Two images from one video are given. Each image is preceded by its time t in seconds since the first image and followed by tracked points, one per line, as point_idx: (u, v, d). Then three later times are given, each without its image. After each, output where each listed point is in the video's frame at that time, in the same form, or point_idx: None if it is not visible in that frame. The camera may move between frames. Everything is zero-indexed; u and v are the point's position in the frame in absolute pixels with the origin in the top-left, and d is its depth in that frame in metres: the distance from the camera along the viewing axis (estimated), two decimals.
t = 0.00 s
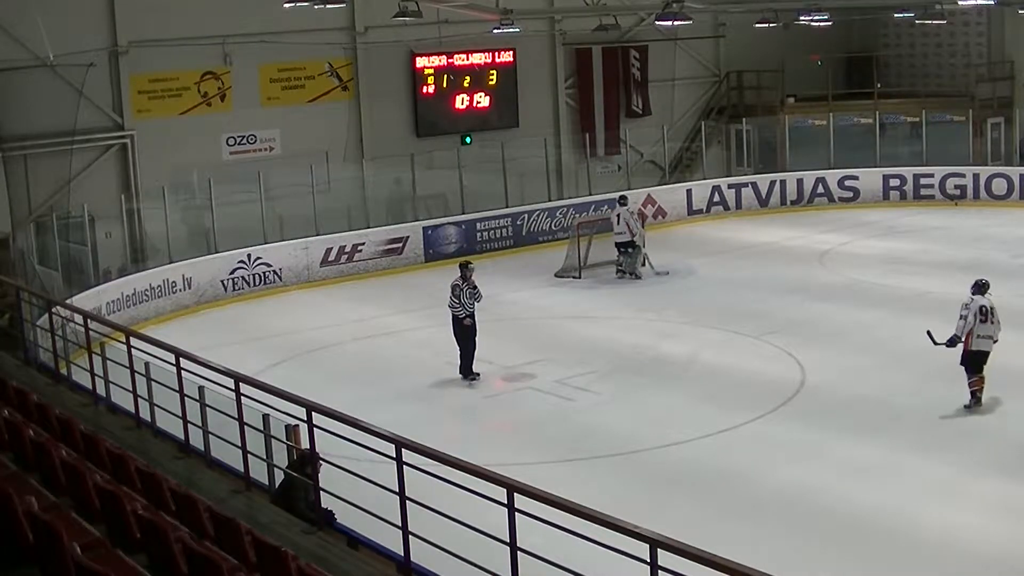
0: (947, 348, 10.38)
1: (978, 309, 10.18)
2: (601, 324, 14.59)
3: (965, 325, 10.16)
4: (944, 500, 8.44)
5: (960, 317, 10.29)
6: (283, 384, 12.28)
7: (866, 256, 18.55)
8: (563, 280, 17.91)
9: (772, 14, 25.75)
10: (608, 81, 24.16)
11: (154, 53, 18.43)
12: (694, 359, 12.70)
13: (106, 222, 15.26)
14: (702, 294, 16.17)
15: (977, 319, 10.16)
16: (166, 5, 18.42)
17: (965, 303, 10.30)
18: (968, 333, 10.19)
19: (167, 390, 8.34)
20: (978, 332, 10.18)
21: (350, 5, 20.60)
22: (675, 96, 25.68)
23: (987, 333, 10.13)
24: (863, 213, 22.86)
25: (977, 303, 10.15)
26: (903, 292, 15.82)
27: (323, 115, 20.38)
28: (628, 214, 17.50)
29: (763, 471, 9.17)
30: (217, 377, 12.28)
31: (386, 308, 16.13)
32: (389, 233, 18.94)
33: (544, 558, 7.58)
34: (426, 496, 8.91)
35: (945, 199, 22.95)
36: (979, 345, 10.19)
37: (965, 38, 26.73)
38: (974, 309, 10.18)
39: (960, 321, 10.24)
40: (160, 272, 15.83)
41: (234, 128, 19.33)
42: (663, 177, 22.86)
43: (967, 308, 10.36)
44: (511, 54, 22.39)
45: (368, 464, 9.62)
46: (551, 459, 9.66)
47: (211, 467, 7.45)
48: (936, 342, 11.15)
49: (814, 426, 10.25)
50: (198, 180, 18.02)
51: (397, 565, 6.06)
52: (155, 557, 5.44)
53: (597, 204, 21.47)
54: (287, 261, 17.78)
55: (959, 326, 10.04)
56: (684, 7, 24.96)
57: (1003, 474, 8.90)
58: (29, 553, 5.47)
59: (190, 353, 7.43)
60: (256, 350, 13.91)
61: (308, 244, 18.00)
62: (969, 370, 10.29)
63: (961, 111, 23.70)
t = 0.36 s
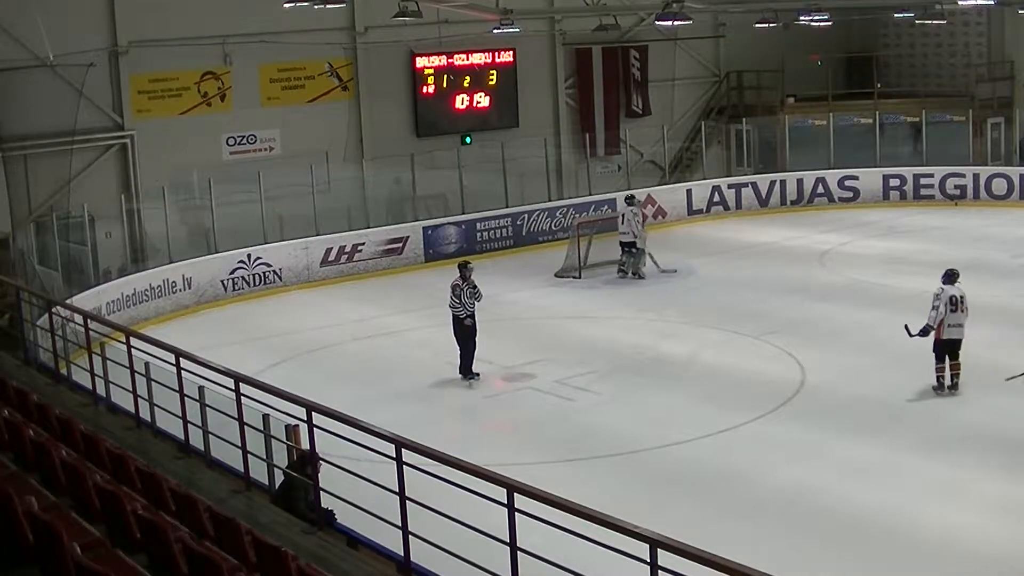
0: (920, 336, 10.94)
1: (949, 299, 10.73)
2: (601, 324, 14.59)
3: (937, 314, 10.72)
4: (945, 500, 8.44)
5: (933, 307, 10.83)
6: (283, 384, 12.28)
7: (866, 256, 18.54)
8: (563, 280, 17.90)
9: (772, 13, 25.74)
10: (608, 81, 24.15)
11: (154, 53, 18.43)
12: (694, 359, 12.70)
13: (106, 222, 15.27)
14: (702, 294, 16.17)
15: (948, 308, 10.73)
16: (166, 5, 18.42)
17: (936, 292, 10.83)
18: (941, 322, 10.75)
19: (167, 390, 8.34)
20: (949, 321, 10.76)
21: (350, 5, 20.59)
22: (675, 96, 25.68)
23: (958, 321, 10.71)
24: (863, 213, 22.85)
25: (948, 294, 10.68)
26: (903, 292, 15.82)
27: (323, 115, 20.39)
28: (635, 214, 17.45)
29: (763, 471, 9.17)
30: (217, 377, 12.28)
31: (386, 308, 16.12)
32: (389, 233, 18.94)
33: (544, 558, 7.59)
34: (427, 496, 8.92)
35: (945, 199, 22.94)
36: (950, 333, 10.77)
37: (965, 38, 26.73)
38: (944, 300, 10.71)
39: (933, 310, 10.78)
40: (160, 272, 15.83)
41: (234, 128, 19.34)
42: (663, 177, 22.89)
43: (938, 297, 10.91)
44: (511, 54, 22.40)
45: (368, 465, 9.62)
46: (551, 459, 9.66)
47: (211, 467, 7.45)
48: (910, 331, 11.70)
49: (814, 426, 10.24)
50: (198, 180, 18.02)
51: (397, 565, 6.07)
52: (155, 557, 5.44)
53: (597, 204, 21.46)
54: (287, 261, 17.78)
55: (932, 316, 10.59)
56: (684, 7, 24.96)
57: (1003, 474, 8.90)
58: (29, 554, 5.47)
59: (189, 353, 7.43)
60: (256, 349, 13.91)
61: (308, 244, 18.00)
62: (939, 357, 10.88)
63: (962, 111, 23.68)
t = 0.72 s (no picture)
0: (894, 328, 11.37)
1: (922, 291, 11.18)
2: (602, 324, 14.59)
3: (911, 307, 11.16)
4: (944, 500, 8.44)
5: (905, 300, 11.26)
6: (283, 384, 12.29)
7: (866, 256, 18.55)
8: (564, 280, 17.89)
9: (772, 13, 25.73)
10: (608, 81, 24.14)
11: (154, 53, 18.43)
12: (694, 359, 12.71)
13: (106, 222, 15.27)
14: (702, 294, 16.18)
15: (921, 300, 11.18)
16: (166, 5, 18.42)
17: (908, 285, 11.27)
18: (915, 313, 11.19)
19: (167, 390, 8.33)
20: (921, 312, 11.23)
21: (350, 5, 20.59)
22: (675, 96, 25.70)
23: (931, 312, 11.18)
24: (863, 213, 22.88)
25: (921, 286, 11.13)
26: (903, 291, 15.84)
27: (323, 115, 20.39)
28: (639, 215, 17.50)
29: (763, 471, 9.17)
30: (217, 377, 12.29)
31: (386, 308, 16.13)
32: (389, 233, 18.95)
33: (544, 558, 7.59)
34: (427, 496, 8.92)
35: (945, 199, 22.96)
36: (924, 323, 11.23)
37: (965, 38, 26.73)
38: (918, 291, 11.17)
39: (907, 303, 11.21)
40: (160, 272, 15.83)
41: (234, 128, 19.34)
42: (663, 177, 22.88)
43: (908, 290, 11.36)
44: (511, 54, 22.41)
45: (368, 464, 9.62)
46: (551, 459, 9.65)
47: (211, 468, 7.45)
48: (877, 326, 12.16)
49: (814, 426, 10.25)
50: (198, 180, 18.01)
51: (397, 565, 6.07)
52: (155, 557, 5.43)
53: (597, 204, 21.48)
54: (287, 261, 17.78)
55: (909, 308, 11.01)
56: (684, 7, 24.97)
57: (1003, 473, 8.91)
58: (29, 554, 5.47)
59: (189, 353, 7.41)
60: (256, 349, 13.91)
61: (308, 244, 18.00)
62: (914, 346, 11.34)
63: (962, 112, 23.67)
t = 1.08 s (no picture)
0: (874, 314, 11.82)
1: (900, 281, 11.57)
2: (602, 324, 14.60)
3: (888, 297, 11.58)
4: (944, 500, 8.45)
5: (885, 288, 11.68)
6: (284, 385, 12.29)
7: (866, 256, 18.55)
8: (564, 280, 17.88)
9: (772, 13, 25.73)
10: (608, 81, 24.13)
11: (154, 53, 18.43)
12: (694, 359, 12.71)
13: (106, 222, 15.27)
14: (702, 294, 16.18)
15: (899, 290, 11.58)
16: (167, 5, 18.42)
17: (888, 274, 11.64)
18: (893, 303, 11.63)
19: (167, 390, 8.33)
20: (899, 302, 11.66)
21: (350, 5, 20.59)
22: (675, 96, 25.70)
23: (908, 302, 11.57)
24: (863, 213, 22.89)
25: (900, 277, 11.51)
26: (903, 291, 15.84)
27: (322, 115, 20.39)
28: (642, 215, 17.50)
29: (763, 471, 9.18)
30: (217, 377, 12.29)
31: (386, 308, 16.13)
32: (389, 234, 18.96)
33: (544, 558, 7.59)
34: (427, 496, 8.92)
35: (945, 199, 22.96)
36: (902, 312, 11.66)
37: (965, 38, 26.71)
38: (897, 282, 11.55)
39: (885, 292, 11.63)
40: (160, 272, 15.83)
41: (234, 128, 19.34)
42: (662, 177, 22.86)
43: (889, 279, 11.76)
44: (511, 54, 22.42)
45: (368, 465, 9.62)
46: (551, 459, 9.66)
47: (211, 468, 7.45)
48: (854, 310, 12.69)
49: (814, 426, 10.25)
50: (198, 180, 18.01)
51: (397, 566, 6.06)
52: (154, 557, 5.44)
53: (597, 204, 21.48)
54: (287, 261, 17.78)
55: (885, 300, 11.45)
56: (684, 7, 24.98)
57: (1002, 474, 8.90)
58: (29, 553, 5.47)
59: (189, 353, 7.41)
60: (257, 349, 13.91)
61: (309, 244, 18.00)
62: (892, 333, 11.79)
63: (962, 112, 23.66)
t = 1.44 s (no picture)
0: (857, 306, 12.32)
1: (883, 273, 12.10)
2: (602, 324, 14.60)
3: (872, 287, 12.08)
4: (944, 500, 8.45)
5: (869, 281, 12.21)
6: (284, 385, 12.30)
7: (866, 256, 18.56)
8: (564, 280, 17.89)
9: (772, 13, 25.72)
10: (608, 81, 24.12)
11: (154, 53, 18.43)
12: (693, 359, 12.71)
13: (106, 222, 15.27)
14: (701, 294, 16.18)
15: (882, 282, 12.10)
16: (167, 5, 18.42)
17: (872, 267, 12.20)
18: (876, 293, 12.11)
19: (167, 390, 8.33)
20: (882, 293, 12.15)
21: (350, 5, 20.60)
22: (675, 96, 25.70)
23: (891, 292, 12.05)
24: (863, 213, 22.89)
25: (883, 268, 12.06)
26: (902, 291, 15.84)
27: (322, 116, 20.39)
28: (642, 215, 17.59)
29: (763, 471, 9.17)
30: (217, 377, 12.29)
31: (386, 308, 16.13)
32: (389, 234, 18.97)
33: (544, 558, 7.59)
34: (427, 496, 8.93)
35: (945, 199, 22.96)
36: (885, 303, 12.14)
37: (965, 38, 26.71)
38: (880, 274, 12.10)
39: (869, 284, 12.16)
40: (160, 272, 15.83)
41: (234, 128, 19.34)
42: (662, 177, 22.84)
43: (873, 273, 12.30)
44: (511, 54, 22.41)
45: (368, 465, 9.63)
46: (552, 459, 9.66)
47: (211, 468, 7.45)
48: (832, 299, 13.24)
49: (813, 426, 10.25)
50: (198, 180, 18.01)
51: (397, 566, 6.06)
52: (155, 557, 5.44)
53: (597, 204, 21.48)
54: (287, 261, 17.78)
55: (868, 288, 11.96)
56: (684, 7, 24.99)
57: (1003, 474, 8.90)
58: (28, 554, 5.47)
59: (189, 353, 7.41)
60: (257, 349, 13.92)
61: (308, 244, 18.00)
62: (876, 324, 12.27)
63: (962, 112, 23.66)
